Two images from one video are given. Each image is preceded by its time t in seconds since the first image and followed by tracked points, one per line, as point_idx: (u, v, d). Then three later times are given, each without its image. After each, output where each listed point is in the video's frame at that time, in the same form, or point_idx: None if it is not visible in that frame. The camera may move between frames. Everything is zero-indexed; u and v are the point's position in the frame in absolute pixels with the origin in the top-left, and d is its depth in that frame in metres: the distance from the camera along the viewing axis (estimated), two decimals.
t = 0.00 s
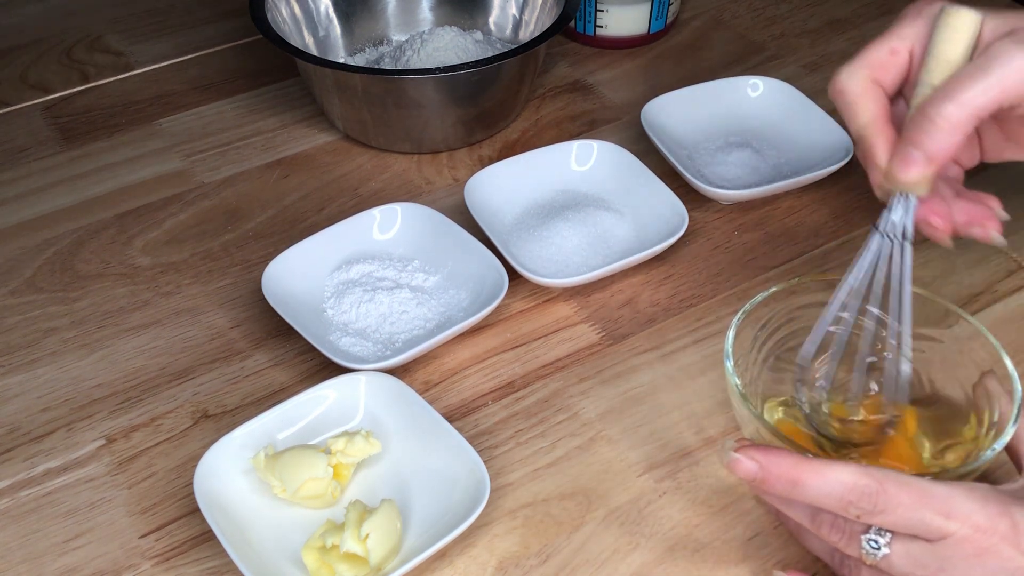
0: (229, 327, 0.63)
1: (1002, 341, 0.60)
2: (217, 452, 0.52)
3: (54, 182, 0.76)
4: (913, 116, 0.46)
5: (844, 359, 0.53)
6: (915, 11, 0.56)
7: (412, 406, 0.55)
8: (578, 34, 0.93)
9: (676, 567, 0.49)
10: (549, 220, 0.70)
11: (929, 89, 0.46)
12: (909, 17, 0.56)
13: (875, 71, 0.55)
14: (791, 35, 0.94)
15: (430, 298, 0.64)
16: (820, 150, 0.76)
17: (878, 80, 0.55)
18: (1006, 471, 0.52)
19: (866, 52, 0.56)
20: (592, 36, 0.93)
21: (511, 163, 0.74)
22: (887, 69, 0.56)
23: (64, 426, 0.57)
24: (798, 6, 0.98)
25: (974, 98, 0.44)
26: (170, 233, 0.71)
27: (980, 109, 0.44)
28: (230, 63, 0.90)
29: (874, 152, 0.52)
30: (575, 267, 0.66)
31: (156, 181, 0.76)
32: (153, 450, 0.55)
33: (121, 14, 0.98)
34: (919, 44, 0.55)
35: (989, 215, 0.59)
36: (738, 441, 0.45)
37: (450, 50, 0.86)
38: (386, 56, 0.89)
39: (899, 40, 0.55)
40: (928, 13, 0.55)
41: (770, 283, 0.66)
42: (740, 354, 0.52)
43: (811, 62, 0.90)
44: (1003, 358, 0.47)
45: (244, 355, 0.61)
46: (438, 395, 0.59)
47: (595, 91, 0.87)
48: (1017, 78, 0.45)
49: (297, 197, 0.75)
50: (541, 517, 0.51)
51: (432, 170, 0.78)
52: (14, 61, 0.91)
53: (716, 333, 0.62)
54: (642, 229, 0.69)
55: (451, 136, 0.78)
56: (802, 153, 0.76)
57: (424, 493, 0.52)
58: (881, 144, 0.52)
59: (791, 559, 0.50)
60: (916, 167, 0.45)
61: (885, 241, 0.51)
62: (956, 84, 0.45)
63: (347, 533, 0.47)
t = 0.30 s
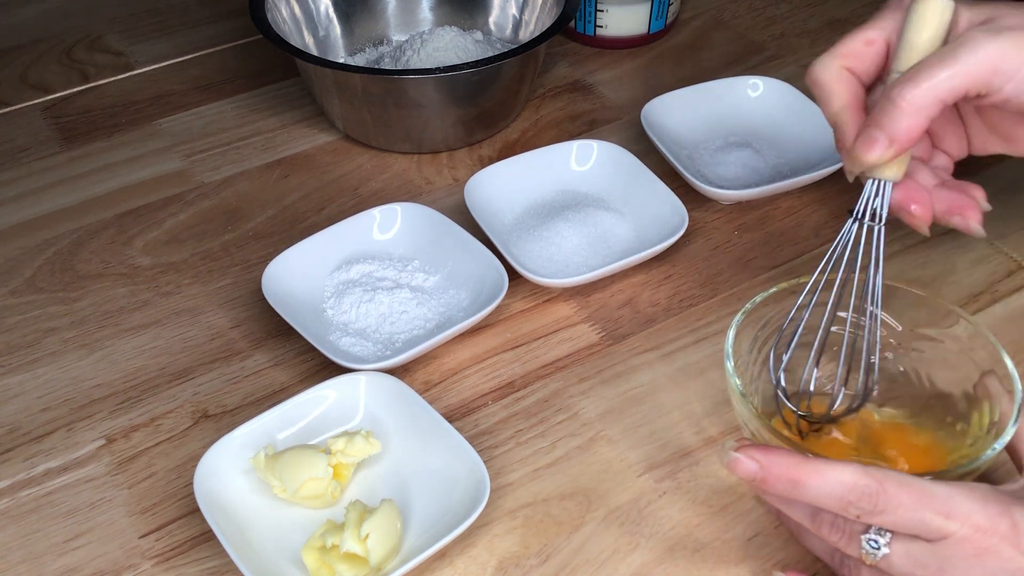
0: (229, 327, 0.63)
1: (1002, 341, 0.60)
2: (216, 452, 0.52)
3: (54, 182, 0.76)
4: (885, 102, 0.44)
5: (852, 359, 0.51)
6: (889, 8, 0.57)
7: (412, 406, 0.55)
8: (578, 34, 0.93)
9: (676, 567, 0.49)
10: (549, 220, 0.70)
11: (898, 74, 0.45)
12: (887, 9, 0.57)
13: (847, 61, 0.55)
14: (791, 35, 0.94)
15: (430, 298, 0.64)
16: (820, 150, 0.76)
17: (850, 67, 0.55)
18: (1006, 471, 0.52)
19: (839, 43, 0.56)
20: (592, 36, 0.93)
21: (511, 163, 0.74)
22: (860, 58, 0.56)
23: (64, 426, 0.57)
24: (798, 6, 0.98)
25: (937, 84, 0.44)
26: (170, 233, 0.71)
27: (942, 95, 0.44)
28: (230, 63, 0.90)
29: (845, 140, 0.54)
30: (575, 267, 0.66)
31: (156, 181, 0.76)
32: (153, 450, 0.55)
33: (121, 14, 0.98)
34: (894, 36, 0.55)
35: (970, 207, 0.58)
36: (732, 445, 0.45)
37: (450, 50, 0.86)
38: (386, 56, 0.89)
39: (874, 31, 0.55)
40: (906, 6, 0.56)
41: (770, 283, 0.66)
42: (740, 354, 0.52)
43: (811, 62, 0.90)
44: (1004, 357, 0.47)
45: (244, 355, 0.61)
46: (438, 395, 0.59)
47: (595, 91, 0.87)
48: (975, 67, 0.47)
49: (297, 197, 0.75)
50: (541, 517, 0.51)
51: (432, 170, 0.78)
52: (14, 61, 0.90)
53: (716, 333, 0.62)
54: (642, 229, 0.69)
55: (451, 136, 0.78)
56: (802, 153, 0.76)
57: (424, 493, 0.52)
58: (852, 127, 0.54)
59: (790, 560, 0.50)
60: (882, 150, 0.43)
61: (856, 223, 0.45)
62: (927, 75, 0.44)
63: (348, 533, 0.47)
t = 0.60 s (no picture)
0: (229, 327, 0.63)
1: (1002, 341, 0.60)
2: (216, 452, 0.52)
3: (54, 182, 0.76)
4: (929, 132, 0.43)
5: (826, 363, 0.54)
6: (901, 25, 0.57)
7: (412, 406, 0.55)
8: (578, 34, 0.93)
9: (676, 567, 0.49)
10: (549, 220, 0.70)
11: (939, 98, 0.44)
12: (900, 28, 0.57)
13: (863, 88, 0.56)
14: (791, 35, 0.94)
15: (430, 298, 0.64)
16: (820, 150, 0.76)
17: (866, 95, 0.56)
18: (1005, 471, 0.52)
19: (855, 70, 0.57)
20: (592, 36, 0.93)
21: (510, 163, 0.74)
22: (876, 83, 0.56)
23: (64, 426, 0.57)
24: (798, 6, 0.98)
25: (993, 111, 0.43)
26: (170, 233, 0.71)
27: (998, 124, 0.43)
28: (230, 63, 0.90)
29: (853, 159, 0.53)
30: (575, 267, 0.66)
31: (156, 180, 0.76)
32: (153, 450, 0.55)
33: (120, 14, 0.97)
34: (909, 58, 0.56)
35: (1004, 219, 0.54)
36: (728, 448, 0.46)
37: (450, 50, 0.86)
38: (386, 56, 0.89)
39: (886, 55, 0.56)
40: (917, 25, 0.56)
41: (770, 283, 0.66)
42: (740, 354, 0.52)
43: (811, 62, 0.90)
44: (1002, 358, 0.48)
45: (243, 355, 0.61)
46: (438, 395, 0.59)
47: (594, 91, 0.87)
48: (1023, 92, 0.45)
49: (297, 197, 0.75)
50: (540, 517, 0.51)
51: (432, 170, 0.78)
52: (14, 61, 0.91)
53: (716, 333, 0.62)
54: (642, 230, 0.69)
55: (451, 137, 0.78)
56: (803, 153, 0.76)
57: (424, 493, 0.52)
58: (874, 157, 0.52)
59: (790, 560, 0.50)
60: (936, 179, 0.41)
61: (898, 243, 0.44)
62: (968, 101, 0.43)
63: (347, 533, 0.47)
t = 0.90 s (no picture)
0: (229, 327, 0.63)
1: (1002, 341, 0.60)
2: (218, 451, 0.53)
3: (54, 182, 0.76)
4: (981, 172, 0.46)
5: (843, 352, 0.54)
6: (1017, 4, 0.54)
7: (412, 406, 0.55)
8: (578, 34, 0.93)
9: (676, 567, 0.49)
10: (549, 220, 0.70)
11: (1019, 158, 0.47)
12: None
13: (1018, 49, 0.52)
14: (791, 35, 0.94)
15: (430, 298, 0.64)
16: (820, 150, 0.76)
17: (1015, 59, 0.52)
18: (1005, 471, 0.52)
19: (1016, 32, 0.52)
20: (592, 36, 0.93)
21: (510, 163, 0.74)
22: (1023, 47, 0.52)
23: (64, 426, 0.57)
24: (798, 6, 0.98)
25: None
26: (170, 233, 0.71)
27: None
28: (230, 63, 0.90)
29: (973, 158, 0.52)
30: (575, 267, 0.66)
31: (157, 180, 0.76)
32: (153, 450, 0.55)
33: (120, 14, 0.98)
34: None
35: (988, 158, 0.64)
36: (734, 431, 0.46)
37: (450, 50, 0.86)
38: (386, 56, 0.89)
39: None
40: None
41: (770, 283, 0.66)
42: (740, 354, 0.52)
43: (811, 62, 0.90)
44: (1005, 358, 0.48)
45: (244, 355, 0.61)
46: (438, 395, 0.59)
47: (595, 91, 0.87)
48: None
49: (297, 197, 0.75)
50: (540, 517, 0.51)
51: (432, 170, 0.78)
52: (14, 61, 0.91)
53: (716, 333, 0.62)
54: (643, 229, 0.69)
55: (451, 136, 0.78)
56: (803, 153, 0.76)
57: (424, 493, 0.52)
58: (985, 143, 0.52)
59: (790, 559, 0.50)
60: None
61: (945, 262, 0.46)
62: None
63: (347, 533, 0.47)
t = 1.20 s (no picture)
0: (229, 327, 0.63)
1: (1002, 341, 0.60)
2: (218, 450, 0.53)
3: (54, 182, 0.76)
4: (926, 121, 0.45)
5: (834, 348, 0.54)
6: None
7: (412, 406, 0.55)
8: (578, 34, 0.93)
9: (676, 567, 0.49)
10: (549, 219, 0.70)
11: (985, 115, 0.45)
12: None
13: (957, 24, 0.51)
14: (791, 35, 0.94)
15: (430, 298, 0.64)
16: (820, 150, 0.76)
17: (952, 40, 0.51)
18: (1005, 471, 0.52)
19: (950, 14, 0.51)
20: (592, 36, 0.92)
21: (510, 162, 0.74)
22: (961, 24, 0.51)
23: (64, 426, 0.57)
24: (799, 6, 0.98)
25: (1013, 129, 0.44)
26: (170, 233, 0.71)
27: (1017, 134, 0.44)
28: (230, 63, 0.90)
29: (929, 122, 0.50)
30: (576, 267, 0.66)
31: (157, 180, 0.76)
32: (153, 450, 0.55)
33: (120, 14, 0.98)
34: None
35: None
36: (735, 432, 0.47)
37: (450, 50, 0.86)
38: (386, 56, 0.89)
39: None
40: None
41: (770, 283, 0.66)
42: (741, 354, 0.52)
43: (811, 62, 0.90)
44: (1005, 360, 0.48)
45: (243, 355, 0.61)
46: (438, 395, 0.59)
47: (595, 92, 0.87)
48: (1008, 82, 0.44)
49: (297, 197, 0.75)
50: (540, 517, 0.51)
51: (432, 170, 0.78)
52: (14, 61, 0.91)
53: (716, 333, 0.62)
54: (643, 229, 0.69)
55: (451, 137, 0.78)
56: (803, 153, 0.76)
57: (424, 494, 0.52)
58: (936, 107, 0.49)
59: (790, 560, 0.50)
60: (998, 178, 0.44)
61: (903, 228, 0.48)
62: (966, 75, 0.44)
63: (347, 533, 0.47)
